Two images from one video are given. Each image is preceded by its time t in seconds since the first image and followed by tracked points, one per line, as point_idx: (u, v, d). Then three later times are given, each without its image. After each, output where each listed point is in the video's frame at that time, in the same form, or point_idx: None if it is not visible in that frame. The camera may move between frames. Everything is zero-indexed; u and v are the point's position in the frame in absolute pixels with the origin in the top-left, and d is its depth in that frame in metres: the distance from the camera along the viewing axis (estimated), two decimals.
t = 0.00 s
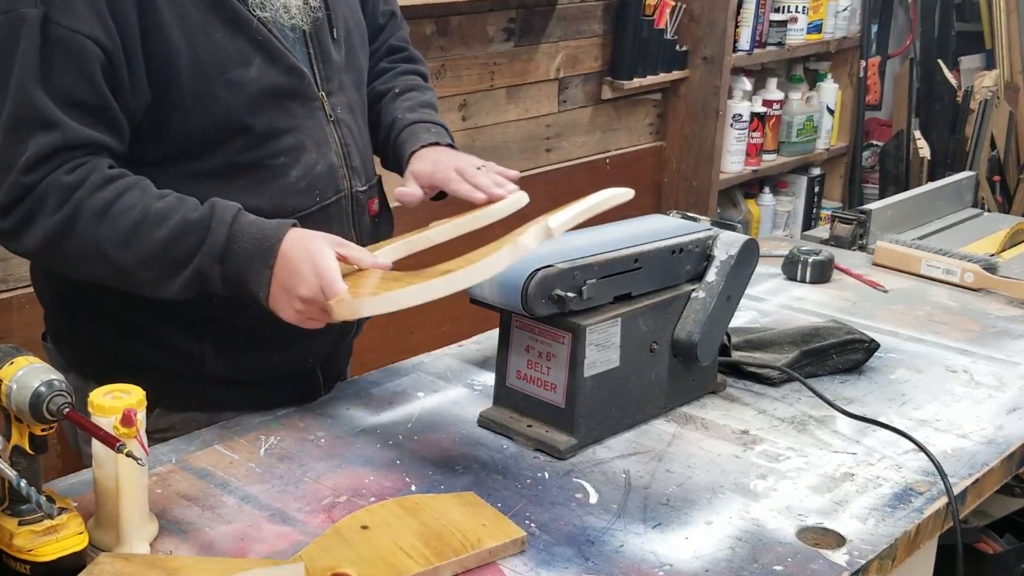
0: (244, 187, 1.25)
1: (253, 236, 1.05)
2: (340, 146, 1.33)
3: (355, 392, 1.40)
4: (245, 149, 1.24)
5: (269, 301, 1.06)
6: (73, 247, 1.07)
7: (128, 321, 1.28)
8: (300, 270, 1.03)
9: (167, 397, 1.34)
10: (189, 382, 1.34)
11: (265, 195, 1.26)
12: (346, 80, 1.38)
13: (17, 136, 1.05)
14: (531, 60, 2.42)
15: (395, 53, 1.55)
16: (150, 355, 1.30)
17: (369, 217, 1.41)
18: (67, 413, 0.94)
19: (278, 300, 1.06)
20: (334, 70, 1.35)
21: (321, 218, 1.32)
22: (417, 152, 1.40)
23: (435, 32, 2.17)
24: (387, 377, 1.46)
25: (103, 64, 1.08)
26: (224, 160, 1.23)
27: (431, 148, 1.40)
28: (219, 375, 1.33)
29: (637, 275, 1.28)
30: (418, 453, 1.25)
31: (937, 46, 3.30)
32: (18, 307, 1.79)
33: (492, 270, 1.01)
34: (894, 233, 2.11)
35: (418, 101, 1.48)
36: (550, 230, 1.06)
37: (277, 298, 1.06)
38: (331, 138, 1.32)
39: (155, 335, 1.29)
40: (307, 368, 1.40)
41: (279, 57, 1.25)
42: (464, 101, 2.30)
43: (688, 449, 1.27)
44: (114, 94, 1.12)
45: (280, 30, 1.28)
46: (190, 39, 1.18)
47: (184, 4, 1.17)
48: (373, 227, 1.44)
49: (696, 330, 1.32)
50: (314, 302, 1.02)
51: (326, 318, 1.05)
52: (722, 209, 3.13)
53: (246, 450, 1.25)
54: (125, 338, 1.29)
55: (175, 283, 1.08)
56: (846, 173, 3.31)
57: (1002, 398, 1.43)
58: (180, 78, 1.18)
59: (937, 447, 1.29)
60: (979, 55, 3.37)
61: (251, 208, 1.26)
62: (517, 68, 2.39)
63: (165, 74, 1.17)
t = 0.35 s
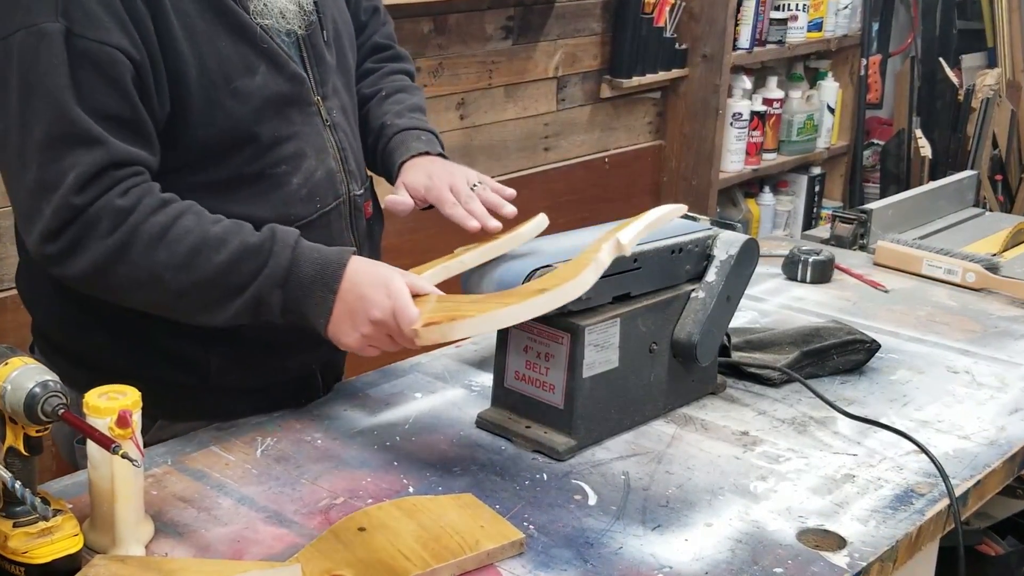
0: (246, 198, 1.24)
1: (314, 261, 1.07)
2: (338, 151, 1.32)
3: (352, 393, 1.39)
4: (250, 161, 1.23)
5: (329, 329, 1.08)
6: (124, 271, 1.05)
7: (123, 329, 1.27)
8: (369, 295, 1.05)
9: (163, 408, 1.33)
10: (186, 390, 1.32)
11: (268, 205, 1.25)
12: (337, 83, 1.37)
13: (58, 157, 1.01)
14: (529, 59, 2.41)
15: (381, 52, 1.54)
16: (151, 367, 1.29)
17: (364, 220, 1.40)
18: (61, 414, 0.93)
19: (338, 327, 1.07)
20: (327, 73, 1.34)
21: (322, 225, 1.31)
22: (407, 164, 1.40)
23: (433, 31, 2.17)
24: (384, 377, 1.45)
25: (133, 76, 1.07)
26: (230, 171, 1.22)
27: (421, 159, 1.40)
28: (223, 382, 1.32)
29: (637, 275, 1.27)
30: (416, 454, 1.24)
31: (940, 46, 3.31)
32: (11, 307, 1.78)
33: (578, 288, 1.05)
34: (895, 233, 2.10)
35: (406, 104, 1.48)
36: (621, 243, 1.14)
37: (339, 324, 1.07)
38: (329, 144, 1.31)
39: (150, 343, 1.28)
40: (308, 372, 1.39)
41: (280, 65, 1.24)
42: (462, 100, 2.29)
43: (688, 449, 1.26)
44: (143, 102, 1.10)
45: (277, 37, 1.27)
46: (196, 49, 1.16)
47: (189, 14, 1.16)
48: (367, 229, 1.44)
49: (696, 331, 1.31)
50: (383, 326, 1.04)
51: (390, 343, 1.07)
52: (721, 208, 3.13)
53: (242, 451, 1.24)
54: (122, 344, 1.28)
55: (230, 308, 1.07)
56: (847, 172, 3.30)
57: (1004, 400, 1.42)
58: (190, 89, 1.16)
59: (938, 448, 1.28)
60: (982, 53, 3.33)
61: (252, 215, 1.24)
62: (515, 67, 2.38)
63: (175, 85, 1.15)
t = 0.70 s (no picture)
0: (243, 205, 1.23)
1: (344, 265, 1.06)
2: (331, 155, 1.31)
3: (349, 394, 1.39)
4: (246, 167, 1.22)
5: (361, 335, 1.07)
6: (146, 276, 1.03)
7: (117, 334, 1.26)
8: (404, 300, 1.05)
9: (157, 412, 1.32)
10: (182, 394, 1.31)
11: (265, 212, 1.24)
12: (329, 85, 1.36)
13: (74, 159, 0.99)
14: (527, 57, 2.40)
15: (375, 50, 1.52)
16: (147, 372, 1.28)
17: (358, 223, 1.39)
18: (56, 416, 0.92)
19: (371, 333, 1.07)
20: (320, 75, 1.33)
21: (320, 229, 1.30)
22: (424, 164, 1.39)
23: (430, 29, 2.16)
24: (382, 378, 1.44)
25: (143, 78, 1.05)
26: (230, 177, 1.21)
27: (438, 160, 1.39)
28: (221, 389, 1.31)
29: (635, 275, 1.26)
30: (413, 455, 1.23)
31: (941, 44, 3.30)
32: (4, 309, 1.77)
33: (627, 292, 1.12)
34: (896, 233, 2.09)
35: (413, 104, 1.47)
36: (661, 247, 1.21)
37: (372, 329, 1.07)
38: (323, 148, 1.30)
39: (142, 348, 1.26)
40: (305, 376, 1.37)
41: (277, 69, 1.23)
42: (460, 99, 2.28)
43: (688, 451, 1.25)
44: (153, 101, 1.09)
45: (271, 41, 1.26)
46: (196, 54, 1.15)
47: (188, 17, 1.15)
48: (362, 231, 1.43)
49: (696, 331, 1.30)
50: (421, 330, 1.05)
51: (425, 347, 1.08)
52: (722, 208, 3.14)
53: (238, 453, 1.23)
54: (118, 347, 1.27)
55: (255, 312, 1.06)
56: (848, 171, 3.29)
57: (1006, 401, 1.41)
58: (191, 92, 1.14)
59: (939, 450, 1.27)
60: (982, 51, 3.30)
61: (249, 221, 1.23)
62: (513, 65, 2.37)
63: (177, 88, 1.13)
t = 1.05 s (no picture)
0: (240, 207, 1.22)
1: (337, 266, 1.06)
2: (329, 154, 1.30)
3: (346, 395, 1.38)
4: (243, 168, 1.21)
5: (355, 336, 1.06)
6: (137, 279, 1.02)
7: (110, 336, 1.25)
8: (398, 301, 1.05)
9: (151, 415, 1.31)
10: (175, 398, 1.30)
11: (261, 213, 1.23)
12: (326, 83, 1.35)
13: (66, 161, 0.98)
14: (525, 55, 2.39)
15: (370, 48, 1.52)
16: (141, 375, 1.27)
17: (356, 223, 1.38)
18: (51, 417, 0.91)
19: (365, 334, 1.06)
20: (318, 74, 1.32)
21: (316, 230, 1.29)
22: (412, 165, 1.39)
23: (428, 27, 2.15)
24: (378, 379, 1.43)
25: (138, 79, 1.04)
26: (225, 180, 1.20)
27: (426, 161, 1.39)
28: (215, 391, 1.30)
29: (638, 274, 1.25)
30: (410, 457, 1.22)
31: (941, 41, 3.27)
32: None
33: (625, 294, 1.11)
34: (897, 232, 2.08)
35: (405, 102, 1.46)
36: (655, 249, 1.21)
37: (367, 331, 1.06)
38: (320, 148, 1.29)
39: (136, 350, 1.26)
40: (301, 377, 1.36)
41: (274, 70, 1.22)
42: (458, 97, 2.27)
43: (687, 452, 1.24)
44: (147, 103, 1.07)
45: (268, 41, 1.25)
46: (192, 55, 1.14)
47: (183, 18, 1.14)
48: (359, 232, 1.42)
49: (696, 331, 1.29)
50: (416, 331, 1.04)
51: (420, 349, 1.07)
52: (722, 207, 3.14)
53: (234, 454, 1.23)
54: (112, 349, 1.26)
55: (247, 315, 1.05)
56: (849, 170, 3.28)
57: (1008, 402, 1.40)
58: (188, 94, 1.13)
59: (941, 451, 1.26)
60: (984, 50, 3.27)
61: (246, 223, 1.22)
62: (511, 63, 2.36)
63: (174, 89, 1.12)
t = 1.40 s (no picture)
0: (233, 206, 1.21)
1: (313, 272, 1.03)
2: (324, 154, 1.29)
3: (343, 396, 1.37)
4: (237, 169, 1.20)
5: (331, 342, 1.04)
6: (111, 280, 1.01)
7: (105, 338, 1.25)
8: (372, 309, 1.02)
9: (143, 417, 1.30)
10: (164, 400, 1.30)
11: (256, 213, 1.22)
12: (321, 83, 1.35)
13: (44, 160, 0.97)
14: (523, 54, 2.38)
15: (365, 48, 1.50)
16: (136, 377, 1.27)
17: (351, 224, 1.37)
18: (45, 418, 0.90)
19: (340, 341, 1.03)
20: (314, 74, 1.31)
21: (312, 230, 1.28)
22: (393, 170, 1.36)
23: (425, 25, 2.14)
24: (375, 380, 1.42)
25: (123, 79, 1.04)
26: (218, 181, 1.19)
27: (408, 165, 1.36)
28: (211, 391, 1.29)
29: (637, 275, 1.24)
30: (408, 458, 1.21)
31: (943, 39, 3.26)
32: None
33: (601, 308, 1.09)
34: (899, 232, 2.07)
35: (394, 105, 1.44)
36: (634, 261, 1.19)
37: (342, 339, 1.03)
38: (316, 148, 1.28)
39: (131, 351, 1.25)
40: (297, 378, 1.35)
41: (269, 70, 1.21)
42: (456, 96, 2.26)
43: (687, 454, 1.23)
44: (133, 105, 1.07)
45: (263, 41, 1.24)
46: (184, 54, 1.14)
47: (176, 18, 1.13)
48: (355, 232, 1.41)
49: (695, 332, 1.28)
50: (390, 340, 1.01)
51: (395, 358, 1.04)
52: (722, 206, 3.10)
53: (230, 456, 1.22)
54: (107, 351, 1.25)
55: (221, 320, 1.04)
56: (850, 169, 3.27)
57: (1010, 403, 1.39)
58: (179, 94, 1.13)
59: (942, 452, 1.25)
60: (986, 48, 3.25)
61: (240, 222, 1.21)
62: (509, 62, 2.35)
63: (166, 89, 1.12)
